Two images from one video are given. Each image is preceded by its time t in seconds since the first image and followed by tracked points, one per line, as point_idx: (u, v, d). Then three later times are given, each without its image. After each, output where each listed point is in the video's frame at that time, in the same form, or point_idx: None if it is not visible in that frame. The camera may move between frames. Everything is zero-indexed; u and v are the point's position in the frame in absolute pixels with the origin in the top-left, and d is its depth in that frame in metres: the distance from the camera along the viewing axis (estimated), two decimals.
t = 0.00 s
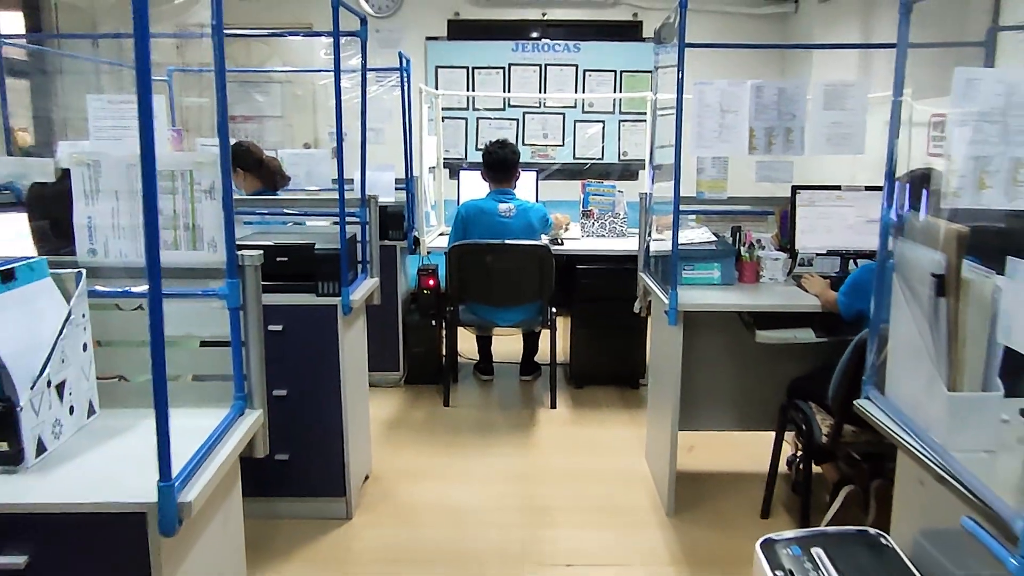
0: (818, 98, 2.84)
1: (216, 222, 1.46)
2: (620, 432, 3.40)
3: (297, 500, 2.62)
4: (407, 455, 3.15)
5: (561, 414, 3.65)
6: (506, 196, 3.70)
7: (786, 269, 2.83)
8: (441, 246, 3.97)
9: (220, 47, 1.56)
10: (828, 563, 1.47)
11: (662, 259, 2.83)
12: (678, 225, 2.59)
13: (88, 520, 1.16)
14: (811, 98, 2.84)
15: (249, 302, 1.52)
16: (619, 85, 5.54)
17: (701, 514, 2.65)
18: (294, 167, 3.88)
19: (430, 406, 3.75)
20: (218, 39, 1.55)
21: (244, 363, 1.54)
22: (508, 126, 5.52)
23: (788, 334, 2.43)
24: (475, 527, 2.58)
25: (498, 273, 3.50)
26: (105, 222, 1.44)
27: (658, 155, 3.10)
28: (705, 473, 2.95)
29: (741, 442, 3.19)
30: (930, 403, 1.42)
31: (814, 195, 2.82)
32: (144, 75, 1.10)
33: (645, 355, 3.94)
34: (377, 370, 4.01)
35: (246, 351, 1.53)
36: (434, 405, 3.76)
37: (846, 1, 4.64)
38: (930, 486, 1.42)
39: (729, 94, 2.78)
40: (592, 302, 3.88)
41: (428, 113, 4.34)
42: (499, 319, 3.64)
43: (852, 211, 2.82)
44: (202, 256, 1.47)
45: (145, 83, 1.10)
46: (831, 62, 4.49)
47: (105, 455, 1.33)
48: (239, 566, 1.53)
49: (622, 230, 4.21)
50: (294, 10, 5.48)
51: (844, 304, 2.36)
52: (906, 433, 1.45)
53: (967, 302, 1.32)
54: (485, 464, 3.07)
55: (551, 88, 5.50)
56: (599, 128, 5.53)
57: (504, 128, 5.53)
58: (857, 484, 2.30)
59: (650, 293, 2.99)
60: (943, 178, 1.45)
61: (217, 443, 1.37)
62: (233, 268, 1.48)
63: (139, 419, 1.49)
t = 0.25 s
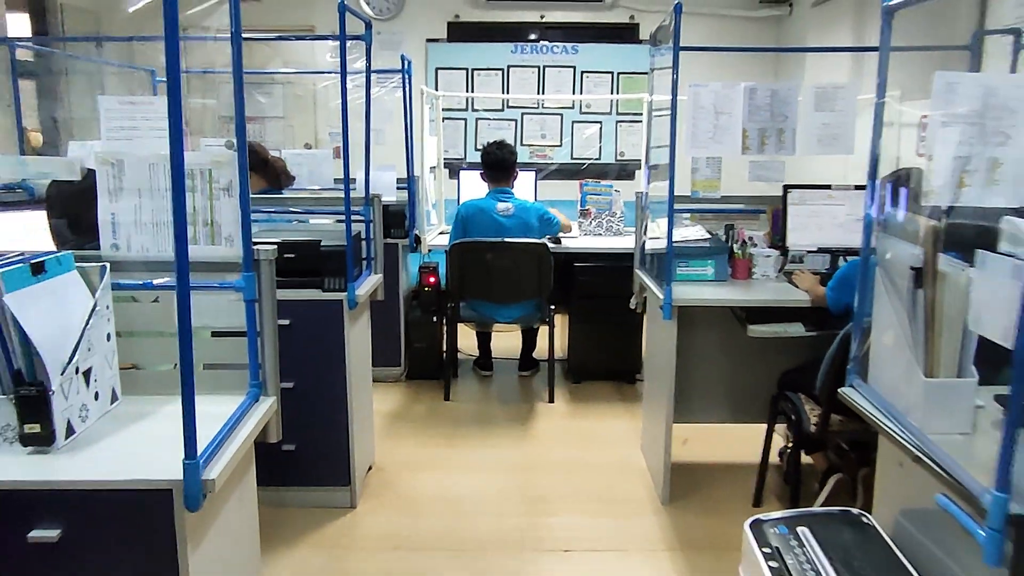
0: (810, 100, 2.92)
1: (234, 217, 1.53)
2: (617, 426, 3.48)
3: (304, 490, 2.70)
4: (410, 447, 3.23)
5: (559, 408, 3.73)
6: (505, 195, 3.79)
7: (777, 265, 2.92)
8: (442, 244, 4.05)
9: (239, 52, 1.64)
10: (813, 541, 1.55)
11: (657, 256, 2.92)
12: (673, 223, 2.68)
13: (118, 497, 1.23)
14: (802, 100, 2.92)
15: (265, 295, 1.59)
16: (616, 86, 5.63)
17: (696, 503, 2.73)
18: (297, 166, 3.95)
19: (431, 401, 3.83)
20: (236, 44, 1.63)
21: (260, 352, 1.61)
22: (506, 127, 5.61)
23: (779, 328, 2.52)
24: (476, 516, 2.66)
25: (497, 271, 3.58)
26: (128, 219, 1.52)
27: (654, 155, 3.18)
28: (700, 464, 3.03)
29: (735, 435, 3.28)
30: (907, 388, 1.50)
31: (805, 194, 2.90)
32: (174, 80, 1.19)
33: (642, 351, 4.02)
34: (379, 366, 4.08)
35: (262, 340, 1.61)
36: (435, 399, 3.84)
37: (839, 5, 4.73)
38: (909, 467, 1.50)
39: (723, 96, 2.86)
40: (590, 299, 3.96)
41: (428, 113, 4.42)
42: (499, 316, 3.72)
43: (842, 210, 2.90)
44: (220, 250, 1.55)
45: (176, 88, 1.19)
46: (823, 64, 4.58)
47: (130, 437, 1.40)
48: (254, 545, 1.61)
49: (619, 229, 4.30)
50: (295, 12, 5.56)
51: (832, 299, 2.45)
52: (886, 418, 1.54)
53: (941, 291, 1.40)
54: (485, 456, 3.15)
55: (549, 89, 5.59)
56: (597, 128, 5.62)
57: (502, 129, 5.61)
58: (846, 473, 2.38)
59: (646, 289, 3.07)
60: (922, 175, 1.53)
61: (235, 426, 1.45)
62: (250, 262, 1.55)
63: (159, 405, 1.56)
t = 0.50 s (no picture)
0: (801, 101, 2.99)
1: (250, 212, 1.61)
2: (613, 420, 3.56)
3: (309, 480, 2.78)
4: (411, 440, 3.32)
5: (557, 403, 3.82)
6: (504, 195, 3.87)
7: (769, 263, 3.01)
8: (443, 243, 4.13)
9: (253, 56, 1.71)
10: (797, 519, 1.64)
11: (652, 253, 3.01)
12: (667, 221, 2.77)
13: (145, 473, 1.33)
14: (793, 101, 2.99)
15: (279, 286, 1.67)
16: (613, 88, 5.72)
17: (690, 493, 2.82)
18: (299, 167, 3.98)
19: (432, 396, 3.91)
20: (251, 48, 1.70)
21: (274, 341, 1.70)
22: (505, 128, 5.71)
23: (770, 323, 2.61)
24: (477, 505, 2.74)
25: (497, 269, 3.67)
26: (150, 213, 1.61)
27: (649, 155, 3.27)
28: (694, 456, 3.12)
29: (729, 428, 3.36)
30: (884, 373, 1.61)
31: (796, 193, 2.99)
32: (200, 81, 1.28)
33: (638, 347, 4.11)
34: (380, 362, 4.17)
35: (276, 330, 1.71)
36: (436, 395, 3.93)
37: (832, 8, 4.83)
38: (886, 448, 1.59)
39: (716, 98, 2.94)
40: (588, 296, 4.05)
41: (429, 115, 4.50)
42: (498, 312, 3.80)
43: (832, 208, 3.00)
44: (236, 244, 1.64)
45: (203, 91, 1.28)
46: (817, 67, 4.67)
47: (153, 420, 1.49)
48: (268, 525, 1.69)
49: (616, 228, 4.39)
50: (297, 15, 5.65)
51: (821, 294, 2.53)
52: (865, 401, 1.65)
53: (911, 281, 1.51)
54: (485, 448, 3.24)
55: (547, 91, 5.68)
56: (594, 129, 5.71)
57: (501, 130, 5.71)
58: (834, 462, 2.46)
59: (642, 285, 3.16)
60: (899, 174, 1.62)
61: (253, 408, 1.54)
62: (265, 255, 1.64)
63: (177, 392, 1.65)
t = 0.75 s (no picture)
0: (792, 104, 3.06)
1: (261, 212, 1.70)
2: (609, 415, 3.64)
3: (313, 472, 2.86)
4: (412, 435, 3.40)
5: (554, 399, 3.90)
6: (503, 195, 3.96)
7: (761, 261, 3.08)
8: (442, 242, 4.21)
9: (268, 61, 1.81)
10: (783, 504, 1.71)
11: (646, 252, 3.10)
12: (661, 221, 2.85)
13: (168, 456, 1.39)
14: (784, 104, 3.07)
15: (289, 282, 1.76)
16: (610, 90, 5.80)
17: (683, 485, 2.90)
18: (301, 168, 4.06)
19: (431, 392, 3.99)
20: (265, 54, 1.80)
21: (284, 334, 1.78)
22: (503, 130, 5.79)
23: (761, 319, 2.69)
24: (477, 497, 2.82)
25: (497, 268, 3.75)
26: (168, 211, 1.70)
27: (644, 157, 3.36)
28: (688, 450, 3.20)
29: (722, 423, 3.44)
30: (864, 364, 1.70)
31: (786, 194, 3.07)
32: (222, 89, 1.40)
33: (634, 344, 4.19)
34: (381, 359, 4.25)
35: (287, 323, 1.81)
36: (436, 391, 4.01)
37: (824, 12, 4.91)
38: (866, 435, 1.69)
39: (709, 101, 3.02)
40: (584, 294, 4.13)
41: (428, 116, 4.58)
42: (497, 310, 3.87)
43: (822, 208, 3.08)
44: (249, 242, 1.72)
45: (223, 98, 1.39)
46: (810, 70, 4.76)
47: (171, 408, 1.57)
48: (276, 511, 1.77)
49: (612, 228, 4.47)
50: (297, 18, 5.72)
51: (809, 290, 2.63)
52: (844, 389, 1.75)
53: (888, 276, 1.61)
54: (484, 442, 3.32)
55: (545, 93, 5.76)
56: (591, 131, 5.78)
57: (499, 132, 5.79)
58: (823, 453, 2.55)
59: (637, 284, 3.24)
60: (880, 174, 1.70)
61: (268, 395, 1.64)
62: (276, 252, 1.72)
63: (191, 383, 1.72)
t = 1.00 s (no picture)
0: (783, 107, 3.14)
1: (268, 212, 1.78)
2: (605, 411, 3.72)
3: (316, 465, 2.93)
4: (412, 430, 3.47)
5: (551, 395, 3.97)
6: (500, 195, 4.03)
7: (752, 259, 3.17)
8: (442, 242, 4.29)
9: (273, 64, 1.87)
10: (768, 491, 1.79)
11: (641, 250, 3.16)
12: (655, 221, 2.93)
13: (181, 442, 1.47)
14: (775, 107, 3.13)
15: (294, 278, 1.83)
16: (607, 92, 5.87)
17: (677, 478, 2.98)
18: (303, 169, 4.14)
19: (431, 389, 4.06)
20: (271, 58, 1.87)
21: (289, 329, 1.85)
22: (502, 131, 5.86)
23: (753, 316, 2.77)
24: (476, 489, 2.90)
25: (494, 266, 3.82)
26: (177, 212, 1.76)
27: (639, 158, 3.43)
28: (682, 444, 3.27)
29: (715, 419, 3.52)
30: (846, 357, 1.77)
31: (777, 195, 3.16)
32: (233, 93, 1.47)
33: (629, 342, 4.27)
34: (381, 357, 4.32)
35: (292, 318, 1.88)
36: (435, 388, 4.08)
37: (818, 16, 4.99)
38: (849, 425, 1.76)
39: (702, 104, 3.10)
40: (581, 293, 4.21)
41: (427, 118, 4.66)
42: (495, 308, 3.94)
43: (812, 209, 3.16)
44: (257, 240, 1.79)
45: (234, 103, 1.47)
46: (802, 72, 4.85)
47: (182, 399, 1.64)
48: (283, 499, 1.84)
49: (609, 228, 4.54)
50: (298, 22, 5.79)
51: (798, 288, 2.69)
52: (828, 380, 1.83)
53: (868, 272, 1.68)
54: (483, 437, 3.40)
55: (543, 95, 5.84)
56: (588, 132, 5.86)
57: (498, 133, 5.87)
58: (812, 446, 2.61)
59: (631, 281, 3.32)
60: (865, 176, 1.77)
61: (274, 388, 1.70)
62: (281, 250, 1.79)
63: (201, 375, 1.80)
